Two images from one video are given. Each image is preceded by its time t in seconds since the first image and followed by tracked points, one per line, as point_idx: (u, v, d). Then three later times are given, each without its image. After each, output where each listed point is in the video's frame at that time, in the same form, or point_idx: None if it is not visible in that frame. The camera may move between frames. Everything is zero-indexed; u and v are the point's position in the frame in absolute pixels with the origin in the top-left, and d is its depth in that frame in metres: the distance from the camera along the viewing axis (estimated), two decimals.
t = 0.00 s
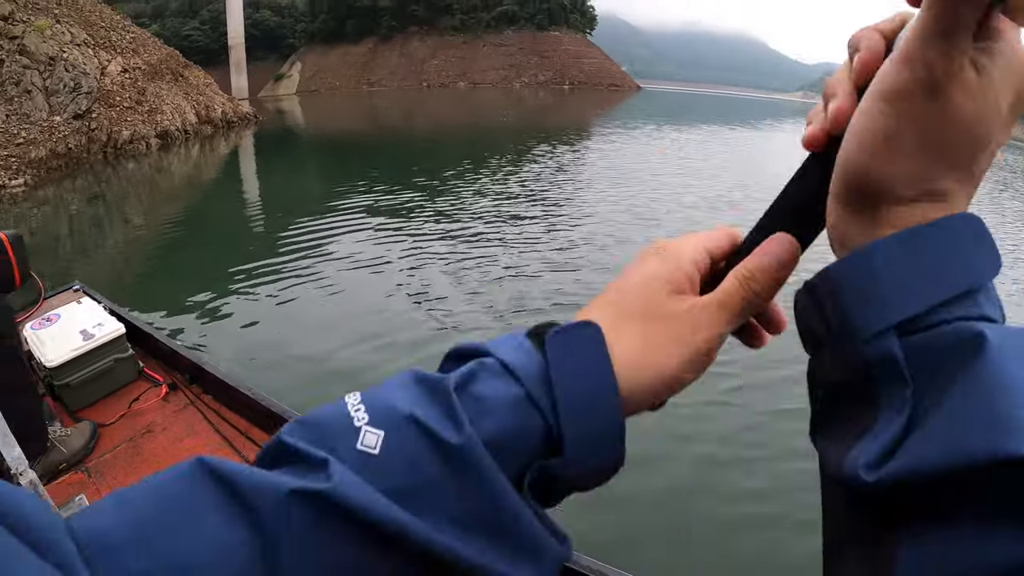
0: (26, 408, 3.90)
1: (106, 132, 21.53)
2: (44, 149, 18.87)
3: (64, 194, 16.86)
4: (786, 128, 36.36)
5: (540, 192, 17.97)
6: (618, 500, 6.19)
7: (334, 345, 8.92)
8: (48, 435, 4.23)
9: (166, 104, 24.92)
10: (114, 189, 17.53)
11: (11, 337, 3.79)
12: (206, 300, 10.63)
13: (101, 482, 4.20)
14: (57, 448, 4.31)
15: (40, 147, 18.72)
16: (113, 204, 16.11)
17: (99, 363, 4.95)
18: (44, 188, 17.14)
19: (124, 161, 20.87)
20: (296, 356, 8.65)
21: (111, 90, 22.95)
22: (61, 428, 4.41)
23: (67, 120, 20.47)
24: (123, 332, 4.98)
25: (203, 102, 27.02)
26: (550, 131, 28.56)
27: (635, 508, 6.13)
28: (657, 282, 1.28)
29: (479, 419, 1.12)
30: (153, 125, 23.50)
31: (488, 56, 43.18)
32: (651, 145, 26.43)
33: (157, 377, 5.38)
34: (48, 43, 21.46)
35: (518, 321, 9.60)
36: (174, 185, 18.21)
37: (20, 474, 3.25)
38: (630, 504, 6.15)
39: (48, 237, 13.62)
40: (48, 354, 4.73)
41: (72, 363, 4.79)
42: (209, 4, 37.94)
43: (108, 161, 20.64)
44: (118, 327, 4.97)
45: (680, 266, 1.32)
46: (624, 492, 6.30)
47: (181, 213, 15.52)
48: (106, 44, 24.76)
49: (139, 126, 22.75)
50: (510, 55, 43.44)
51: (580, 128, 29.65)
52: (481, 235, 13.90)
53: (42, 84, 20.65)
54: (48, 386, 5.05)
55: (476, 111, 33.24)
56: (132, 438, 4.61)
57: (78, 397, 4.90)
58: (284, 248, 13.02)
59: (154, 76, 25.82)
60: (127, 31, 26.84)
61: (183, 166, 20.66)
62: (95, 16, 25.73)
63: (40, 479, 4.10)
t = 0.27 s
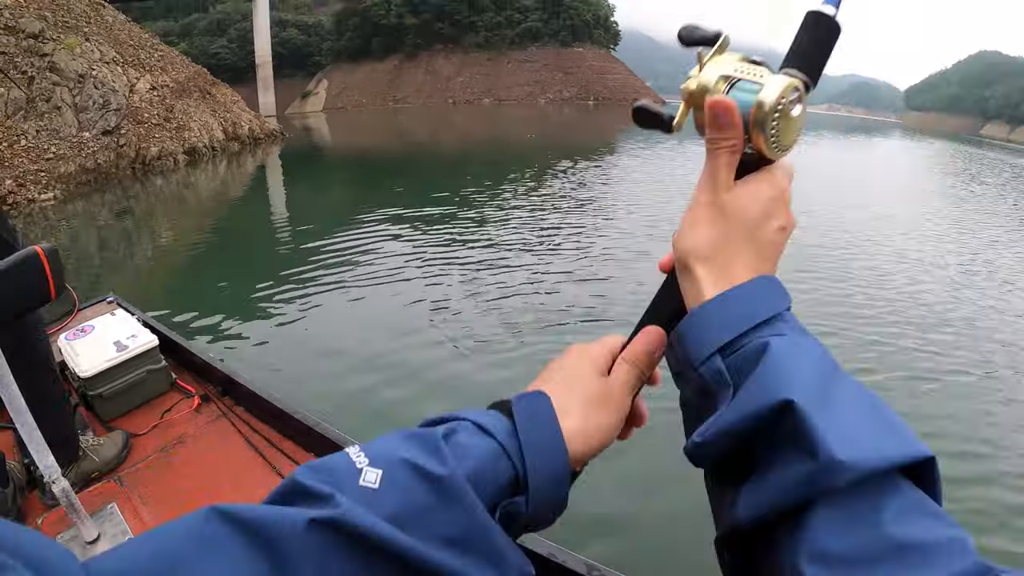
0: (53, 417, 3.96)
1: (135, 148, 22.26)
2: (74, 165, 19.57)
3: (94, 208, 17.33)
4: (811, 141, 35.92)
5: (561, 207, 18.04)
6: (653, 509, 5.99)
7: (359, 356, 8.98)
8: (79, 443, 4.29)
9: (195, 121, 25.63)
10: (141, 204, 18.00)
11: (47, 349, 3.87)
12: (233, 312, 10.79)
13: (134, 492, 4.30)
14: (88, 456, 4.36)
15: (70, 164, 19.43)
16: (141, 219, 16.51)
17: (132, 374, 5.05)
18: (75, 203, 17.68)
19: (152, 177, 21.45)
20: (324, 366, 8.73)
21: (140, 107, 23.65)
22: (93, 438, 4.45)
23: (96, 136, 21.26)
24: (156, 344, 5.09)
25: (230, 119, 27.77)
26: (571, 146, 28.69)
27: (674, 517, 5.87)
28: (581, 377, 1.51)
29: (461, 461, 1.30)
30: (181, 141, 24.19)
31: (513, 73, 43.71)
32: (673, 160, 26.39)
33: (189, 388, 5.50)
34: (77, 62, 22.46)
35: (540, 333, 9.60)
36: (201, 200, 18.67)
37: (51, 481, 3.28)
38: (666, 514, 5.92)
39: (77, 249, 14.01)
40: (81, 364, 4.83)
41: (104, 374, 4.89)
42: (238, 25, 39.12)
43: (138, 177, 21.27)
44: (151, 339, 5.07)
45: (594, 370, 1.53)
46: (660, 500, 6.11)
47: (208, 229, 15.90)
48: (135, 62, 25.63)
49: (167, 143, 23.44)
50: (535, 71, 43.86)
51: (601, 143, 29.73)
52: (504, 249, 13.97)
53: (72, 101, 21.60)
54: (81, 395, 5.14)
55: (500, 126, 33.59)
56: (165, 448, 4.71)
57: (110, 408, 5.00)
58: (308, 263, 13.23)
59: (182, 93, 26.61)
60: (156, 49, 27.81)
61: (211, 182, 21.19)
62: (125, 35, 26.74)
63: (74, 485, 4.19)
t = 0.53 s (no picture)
0: (54, 401, 3.99)
1: (135, 137, 22.21)
2: (73, 153, 19.54)
3: (94, 196, 17.36)
4: (812, 138, 35.92)
5: (561, 200, 18.04)
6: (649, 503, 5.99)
7: (359, 346, 8.94)
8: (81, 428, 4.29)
9: (195, 110, 25.57)
10: (141, 193, 17.99)
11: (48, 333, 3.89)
12: (233, 302, 10.77)
13: (133, 477, 4.21)
14: (90, 442, 4.35)
15: (69, 152, 19.37)
16: (141, 208, 16.54)
17: (135, 361, 5.10)
18: (74, 191, 17.66)
19: (152, 166, 21.40)
20: (324, 355, 8.69)
21: (141, 95, 23.57)
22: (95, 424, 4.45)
23: (96, 124, 21.17)
24: (158, 330, 5.17)
25: (231, 109, 27.77)
26: (571, 140, 28.67)
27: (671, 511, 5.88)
28: None
29: None
30: (181, 130, 24.19)
31: (515, 66, 43.64)
32: (674, 155, 26.39)
33: (190, 376, 5.51)
34: (77, 49, 22.31)
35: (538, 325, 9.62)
36: (201, 189, 18.69)
37: (54, 465, 3.33)
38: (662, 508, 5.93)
39: (77, 237, 14.02)
40: (83, 351, 4.86)
41: (106, 361, 4.92)
42: (240, 14, 38.99)
43: (137, 165, 21.22)
44: (153, 326, 5.16)
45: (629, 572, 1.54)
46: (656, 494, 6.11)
47: (207, 218, 15.89)
48: (136, 51, 25.49)
49: (168, 132, 23.45)
50: (538, 64, 43.81)
51: (602, 137, 29.69)
52: (503, 242, 13.96)
53: (73, 88, 21.44)
54: (83, 380, 5.20)
55: (502, 119, 33.56)
56: (165, 434, 4.67)
57: (112, 394, 5.02)
58: (307, 253, 13.21)
59: (183, 83, 26.53)
60: (156, 38, 27.58)
61: (211, 171, 21.19)
62: (126, 23, 26.48)
63: (74, 472, 4.16)
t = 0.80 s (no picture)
0: (54, 403, 3.93)
1: (126, 138, 22.01)
2: (65, 156, 19.32)
3: (87, 199, 17.26)
4: (806, 127, 35.93)
5: (557, 194, 18.04)
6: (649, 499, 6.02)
7: (358, 344, 8.90)
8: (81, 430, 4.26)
9: (186, 110, 25.39)
10: (133, 194, 17.87)
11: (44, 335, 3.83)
12: (230, 302, 10.70)
13: (132, 479, 4.19)
14: (90, 443, 4.33)
15: (60, 154, 19.15)
16: (134, 209, 16.45)
17: (133, 363, 5.07)
18: (66, 194, 17.53)
19: (145, 167, 21.25)
20: (323, 353, 8.65)
21: (132, 96, 23.34)
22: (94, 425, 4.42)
23: (87, 127, 20.93)
24: (156, 331, 5.15)
25: (222, 108, 27.61)
26: (565, 133, 28.62)
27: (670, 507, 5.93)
28: None
29: None
30: (173, 130, 24.07)
31: (507, 59, 43.52)
32: (669, 146, 26.41)
33: (189, 376, 5.49)
34: (67, 52, 22.01)
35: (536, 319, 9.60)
36: (194, 189, 18.58)
37: (53, 469, 3.31)
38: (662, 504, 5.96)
39: (70, 240, 13.93)
40: (82, 354, 4.82)
41: (105, 363, 4.88)
42: (230, 11, 38.68)
43: (130, 167, 21.09)
44: (151, 327, 5.14)
45: None
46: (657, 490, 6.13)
47: (201, 218, 15.82)
48: (126, 52, 25.20)
49: (159, 133, 23.31)
50: (531, 58, 43.71)
51: (596, 129, 29.68)
52: (500, 237, 13.93)
53: (63, 91, 21.12)
54: (82, 382, 5.17)
55: (495, 113, 33.49)
56: (165, 436, 4.64)
57: (111, 396, 4.99)
58: (303, 252, 13.14)
59: (174, 83, 26.32)
60: (146, 39, 27.24)
61: (204, 171, 21.08)
62: (115, 24, 26.19)
63: (73, 474, 4.12)
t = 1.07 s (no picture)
0: (32, 397, 3.80)
1: (101, 134, 21.38)
2: (38, 153, 18.67)
3: (61, 196, 16.81)
4: (784, 115, 36.29)
5: (541, 184, 18.02)
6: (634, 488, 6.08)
7: (343, 338, 8.79)
8: (62, 425, 4.03)
9: (161, 104, 24.86)
10: (109, 191, 17.40)
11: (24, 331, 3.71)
12: (213, 298, 10.52)
13: (112, 476, 3.95)
14: (73, 438, 4.10)
15: (34, 151, 18.51)
16: (111, 206, 16.08)
17: (111, 359, 4.82)
18: (39, 192, 17.01)
19: (121, 163, 20.71)
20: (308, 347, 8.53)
21: (106, 91, 22.64)
22: (75, 420, 4.18)
23: (62, 123, 20.11)
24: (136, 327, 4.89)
25: (198, 101, 27.06)
26: (548, 122, 28.57)
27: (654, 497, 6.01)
28: None
29: None
30: (149, 125, 23.49)
31: (487, 49, 43.31)
32: (650, 134, 26.51)
33: (168, 370, 5.25)
34: (39, 47, 20.83)
35: (522, 311, 9.61)
36: (172, 184, 18.19)
37: (32, 467, 3.14)
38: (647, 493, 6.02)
39: (45, 239, 13.52)
40: (59, 351, 4.56)
41: (82, 359, 4.63)
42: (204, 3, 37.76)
43: (105, 164, 20.53)
44: (130, 322, 4.88)
45: None
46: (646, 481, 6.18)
47: (180, 214, 15.45)
48: (100, 46, 24.04)
49: (135, 128, 22.73)
50: (510, 48, 43.53)
51: (578, 119, 29.67)
52: (484, 229, 13.88)
53: (35, 87, 20.03)
54: (61, 379, 4.91)
55: (477, 103, 33.32)
56: (144, 430, 4.41)
57: (90, 392, 4.74)
58: (286, 246, 12.94)
59: (149, 77, 25.66)
60: (122, 32, 26.19)
61: (181, 166, 20.65)
62: (88, 17, 24.99)
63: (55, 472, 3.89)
